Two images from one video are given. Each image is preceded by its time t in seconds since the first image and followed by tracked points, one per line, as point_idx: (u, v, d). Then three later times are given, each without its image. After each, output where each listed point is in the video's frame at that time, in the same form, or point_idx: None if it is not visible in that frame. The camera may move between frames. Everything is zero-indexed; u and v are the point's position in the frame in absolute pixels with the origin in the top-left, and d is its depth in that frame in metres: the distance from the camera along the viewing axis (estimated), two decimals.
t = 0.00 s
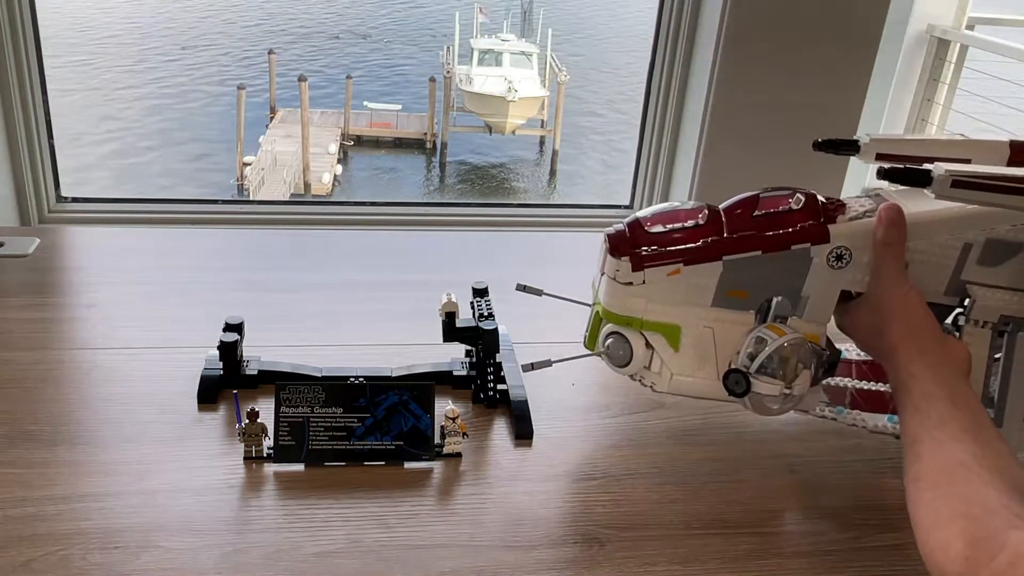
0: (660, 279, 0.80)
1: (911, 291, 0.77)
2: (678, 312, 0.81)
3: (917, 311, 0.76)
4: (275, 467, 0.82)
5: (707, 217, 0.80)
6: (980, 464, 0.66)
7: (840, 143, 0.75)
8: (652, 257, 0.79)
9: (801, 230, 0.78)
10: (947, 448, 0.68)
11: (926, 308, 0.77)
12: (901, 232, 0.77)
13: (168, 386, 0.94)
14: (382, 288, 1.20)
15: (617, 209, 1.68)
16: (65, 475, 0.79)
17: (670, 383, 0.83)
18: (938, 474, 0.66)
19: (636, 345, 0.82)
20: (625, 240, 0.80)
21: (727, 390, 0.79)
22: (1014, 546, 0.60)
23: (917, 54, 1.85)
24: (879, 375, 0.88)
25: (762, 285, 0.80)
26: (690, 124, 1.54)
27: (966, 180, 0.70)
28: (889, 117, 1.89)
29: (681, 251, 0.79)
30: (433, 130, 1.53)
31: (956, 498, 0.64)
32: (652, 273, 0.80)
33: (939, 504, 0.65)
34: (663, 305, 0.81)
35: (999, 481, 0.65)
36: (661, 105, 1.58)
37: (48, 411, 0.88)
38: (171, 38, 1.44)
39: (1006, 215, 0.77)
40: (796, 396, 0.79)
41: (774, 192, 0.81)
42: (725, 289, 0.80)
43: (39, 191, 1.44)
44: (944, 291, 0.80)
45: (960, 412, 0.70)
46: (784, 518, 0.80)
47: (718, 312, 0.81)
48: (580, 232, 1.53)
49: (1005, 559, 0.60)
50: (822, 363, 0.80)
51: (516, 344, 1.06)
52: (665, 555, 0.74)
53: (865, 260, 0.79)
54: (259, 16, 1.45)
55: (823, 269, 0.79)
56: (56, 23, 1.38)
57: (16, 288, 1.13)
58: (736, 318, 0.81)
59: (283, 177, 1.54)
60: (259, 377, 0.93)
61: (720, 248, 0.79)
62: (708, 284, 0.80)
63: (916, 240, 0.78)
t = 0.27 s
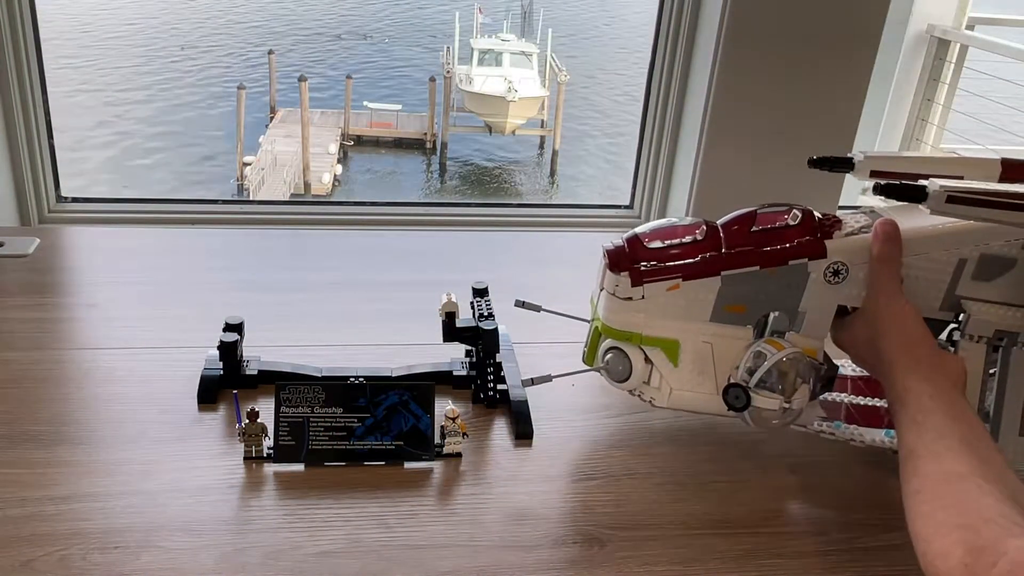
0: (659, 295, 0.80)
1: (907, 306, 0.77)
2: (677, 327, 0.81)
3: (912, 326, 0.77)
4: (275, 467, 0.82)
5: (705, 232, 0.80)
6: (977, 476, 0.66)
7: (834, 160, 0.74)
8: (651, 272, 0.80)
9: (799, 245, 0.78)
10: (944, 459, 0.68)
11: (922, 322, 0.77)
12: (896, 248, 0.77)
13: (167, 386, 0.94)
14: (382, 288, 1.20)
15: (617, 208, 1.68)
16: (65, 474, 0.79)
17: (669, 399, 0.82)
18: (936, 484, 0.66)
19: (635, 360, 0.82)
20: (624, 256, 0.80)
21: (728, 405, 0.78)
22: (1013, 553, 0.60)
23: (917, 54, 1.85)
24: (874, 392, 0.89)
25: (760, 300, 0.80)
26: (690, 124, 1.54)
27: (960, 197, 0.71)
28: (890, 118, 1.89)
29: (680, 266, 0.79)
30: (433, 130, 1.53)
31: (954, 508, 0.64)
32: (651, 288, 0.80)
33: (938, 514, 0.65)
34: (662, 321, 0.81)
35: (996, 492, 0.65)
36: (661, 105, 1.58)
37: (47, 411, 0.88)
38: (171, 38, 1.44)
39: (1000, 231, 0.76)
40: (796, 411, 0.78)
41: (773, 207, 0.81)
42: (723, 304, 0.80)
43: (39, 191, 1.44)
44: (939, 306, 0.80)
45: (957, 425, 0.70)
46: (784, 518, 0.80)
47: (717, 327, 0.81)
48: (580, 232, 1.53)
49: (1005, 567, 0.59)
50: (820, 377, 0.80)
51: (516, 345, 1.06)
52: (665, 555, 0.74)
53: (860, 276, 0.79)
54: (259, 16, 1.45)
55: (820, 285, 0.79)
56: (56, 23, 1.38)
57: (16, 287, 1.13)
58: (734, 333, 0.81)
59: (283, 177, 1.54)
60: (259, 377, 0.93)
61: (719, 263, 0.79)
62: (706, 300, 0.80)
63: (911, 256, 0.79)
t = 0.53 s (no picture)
0: (657, 306, 0.80)
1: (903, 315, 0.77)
2: (675, 338, 0.81)
3: (908, 334, 0.76)
4: (275, 467, 0.82)
5: (702, 244, 0.80)
6: (975, 484, 0.66)
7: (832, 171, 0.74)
8: (650, 284, 0.80)
9: (796, 256, 0.78)
10: (944, 468, 0.68)
11: (918, 331, 0.77)
12: (892, 258, 0.77)
13: (168, 386, 0.94)
14: (382, 288, 1.20)
15: (617, 208, 1.68)
16: (65, 474, 0.79)
17: (668, 410, 0.83)
18: (935, 493, 0.66)
19: (634, 373, 0.82)
20: (622, 268, 0.80)
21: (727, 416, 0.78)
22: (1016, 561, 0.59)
23: (917, 55, 1.85)
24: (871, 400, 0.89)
25: (757, 311, 0.80)
26: (690, 124, 1.54)
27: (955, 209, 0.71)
28: (889, 118, 1.89)
29: (678, 278, 0.80)
30: (433, 130, 1.53)
31: (953, 516, 0.64)
32: (649, 300, 0.80)
33: (939, 523, 0.64)
34: (660, 333, 0.81)
35: (994, 500, 0.65)
36: (661, 105, 1.58)
37: (47, 411, 0.88)
38: (170, 39, 1.44)
39: (994, 241, 0.77)
40: (795, 422, 0.78)
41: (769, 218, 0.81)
42: (720, 315, 0.80)
43: (39, 191, 1.44)
44: (935, 315, 0.80)
45: (954, 433, 0.70)
46: (784, 518, 0.80)
47: (715, 337, 0.81)
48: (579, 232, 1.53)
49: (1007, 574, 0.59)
50: (819, 389, 0.80)
51: (516, 345, 1.06)
52: (665, 555, 0.74)
53: (856, 286, 0.79)
54: (259, 16, 1.45)
55: (817, 295, 0.79)
56: (55, 23, 1.38)
57: (16, 287, 1.13)
58: (732, 344, 0.81)
59: (283, 177, 1.54)
60: (259, 377, 0.93)
61: (717, 275, 0.79)
62: (704, 311, 0.80)
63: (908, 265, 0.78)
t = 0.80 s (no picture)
0: (655, 314, 0.80)
1: (901, 320, 0.77)
2: (673, 346, 0.81)
3: (906, 340, 0.76)
4: (275, 467, 0.82)
5: (700, 251, 0.80)
6: (975, 488, 0.66)
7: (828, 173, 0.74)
8: (647, 292, 0.80)
9: (793, 262, 0.78)
10: (943, 473, 0.68)
11: (916, 336, 0.77)
12: (890, 263, 0.77)
13: (168, 386, 0.94)
14: (382, 288, 1.20)
15: (617, 208, 1.68)
16: (65, 474, 0.79)
17: (667, 417, 0.83)
18: (935, 498, 0.66)
19: (632, 380, 0.82)
20: (620, 276, 0.80)
21: (725, 424, 0.78)
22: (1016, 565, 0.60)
23: (917, 54, 1.84)
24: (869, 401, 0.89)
25: (754, 317, 0.80)
26: (691, 124, 1.54)
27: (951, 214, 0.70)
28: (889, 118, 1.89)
29: (675, 286, 0.79)
30: (433, 129, 1.53)
31: (953, 520, 0.64)
32: (646, 308, 0.80)
33: (938, 527, 0.64)
34: (658, 340, 0.81)
35: (994, 504, 0.65)
36: (661, 105, 1.58)
37: (47, 411, 0.88)
38: (170, 39, 1.44)
39: (991, 244, 0.77)
40: (794, 429, 0.78)
41: (766, 223, 0.81)
42: (718, 322, 0.80)
43: (39, 191, 1.44)
44: (932, 318, 0.80)
45: (953, 438, 0.70)
46: (783, 518, 0.80)
47: (713, 344, 0.81)
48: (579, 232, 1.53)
49: None
50: (818, 394, 0.79)
51: (515, 345, 1.06)
52: (665, 555, 0.74)
53: (854, 291, 0.79)
54: (258, 16, 1.45)
55: (814, 301, 0.79)
56: (55, 23, 1.38)
57: (16, 288, 1.13)
58: (729, 350, 0.81)
59: (283, 177, 1.54)
60: (259, 377, 0.93)
61: (714, 282, 0.79)
62: (702, 318, 0.80)
63: (905, 270, 0.78)
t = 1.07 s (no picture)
0: (653, 324, 0.80)
1: (899, 327, 0.77)
2: (671, 355, 0.81)
3: (905, 347, 0.76)
4: (275, 467, 0.82)
5: (697, 260, 0.80)
6: (976, 494, 0.66)
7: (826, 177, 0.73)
8: (645, 302, 0.80)
9: (791, 270, 0.78)
10: (943, 479, 0.68)
11: (915, 343, 0.77)
12: (889, 271, 0.77)
13: (168, 386, 0.94)
14: (382, 288, 1.20)
15: (617, 208, 1.68)
16: (65, 474, 0.79)
17: (666, 425, 0.83)
18: (935, 504, 0.66)
19: (631, 390, 0.82)
20: (617, 286, 0.80)
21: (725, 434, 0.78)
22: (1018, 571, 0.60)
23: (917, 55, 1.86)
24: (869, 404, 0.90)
25: (752, 325, 0.80)
26: (690, 124, 1.54)
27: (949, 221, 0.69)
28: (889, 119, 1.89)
29: (673, 296, 0.79)
30: (433, 130, 1.54)
31: (954, 527, 0.64)
32: (644, 317, 0.80)
33: (940, 534, 0.64)
34: (656, 350, 0.81)
35: (995, 510, 0.65)
36: (661, 105, 1.57)
37: (48, 411, 0.88)
38: (169, 39, 1.44)
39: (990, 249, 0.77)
40: (793, 439, 0.78)
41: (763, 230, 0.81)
42: (716, 330, 0.80)
43: (39, 191, 1.43)
44: (932, 323, 0.80)
45: (953, 444, 0.70)
46: (783, 518, 0.80)
47: (711, 352, 0.81)
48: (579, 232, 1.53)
49: None
50: (817, 403, 0.79)
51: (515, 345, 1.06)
52: (665, 555, 0.74)
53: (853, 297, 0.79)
54: (258, 15, 1.45)
55: (812, 308, 0.79)
56: (55, 23, 1.38)
57: (16, 288, 1.13)
58: (727, 358, 0.81)
59: (283, 177, 1.53)
60: (259, 377, 0.93)
61: (712, 290, 0.79)
62: (700, 327, 0.80)
63: (903, 275, 0.78)
